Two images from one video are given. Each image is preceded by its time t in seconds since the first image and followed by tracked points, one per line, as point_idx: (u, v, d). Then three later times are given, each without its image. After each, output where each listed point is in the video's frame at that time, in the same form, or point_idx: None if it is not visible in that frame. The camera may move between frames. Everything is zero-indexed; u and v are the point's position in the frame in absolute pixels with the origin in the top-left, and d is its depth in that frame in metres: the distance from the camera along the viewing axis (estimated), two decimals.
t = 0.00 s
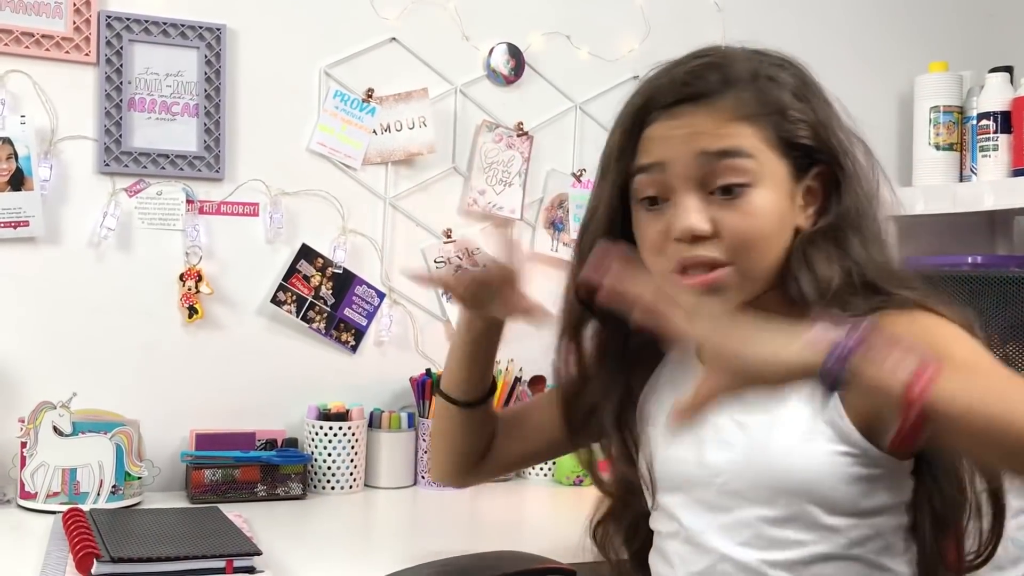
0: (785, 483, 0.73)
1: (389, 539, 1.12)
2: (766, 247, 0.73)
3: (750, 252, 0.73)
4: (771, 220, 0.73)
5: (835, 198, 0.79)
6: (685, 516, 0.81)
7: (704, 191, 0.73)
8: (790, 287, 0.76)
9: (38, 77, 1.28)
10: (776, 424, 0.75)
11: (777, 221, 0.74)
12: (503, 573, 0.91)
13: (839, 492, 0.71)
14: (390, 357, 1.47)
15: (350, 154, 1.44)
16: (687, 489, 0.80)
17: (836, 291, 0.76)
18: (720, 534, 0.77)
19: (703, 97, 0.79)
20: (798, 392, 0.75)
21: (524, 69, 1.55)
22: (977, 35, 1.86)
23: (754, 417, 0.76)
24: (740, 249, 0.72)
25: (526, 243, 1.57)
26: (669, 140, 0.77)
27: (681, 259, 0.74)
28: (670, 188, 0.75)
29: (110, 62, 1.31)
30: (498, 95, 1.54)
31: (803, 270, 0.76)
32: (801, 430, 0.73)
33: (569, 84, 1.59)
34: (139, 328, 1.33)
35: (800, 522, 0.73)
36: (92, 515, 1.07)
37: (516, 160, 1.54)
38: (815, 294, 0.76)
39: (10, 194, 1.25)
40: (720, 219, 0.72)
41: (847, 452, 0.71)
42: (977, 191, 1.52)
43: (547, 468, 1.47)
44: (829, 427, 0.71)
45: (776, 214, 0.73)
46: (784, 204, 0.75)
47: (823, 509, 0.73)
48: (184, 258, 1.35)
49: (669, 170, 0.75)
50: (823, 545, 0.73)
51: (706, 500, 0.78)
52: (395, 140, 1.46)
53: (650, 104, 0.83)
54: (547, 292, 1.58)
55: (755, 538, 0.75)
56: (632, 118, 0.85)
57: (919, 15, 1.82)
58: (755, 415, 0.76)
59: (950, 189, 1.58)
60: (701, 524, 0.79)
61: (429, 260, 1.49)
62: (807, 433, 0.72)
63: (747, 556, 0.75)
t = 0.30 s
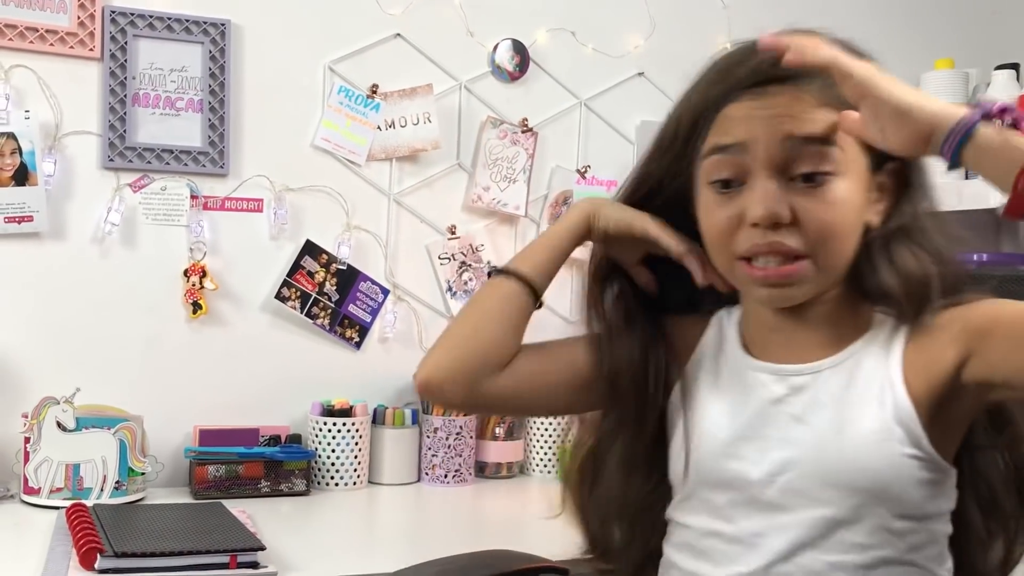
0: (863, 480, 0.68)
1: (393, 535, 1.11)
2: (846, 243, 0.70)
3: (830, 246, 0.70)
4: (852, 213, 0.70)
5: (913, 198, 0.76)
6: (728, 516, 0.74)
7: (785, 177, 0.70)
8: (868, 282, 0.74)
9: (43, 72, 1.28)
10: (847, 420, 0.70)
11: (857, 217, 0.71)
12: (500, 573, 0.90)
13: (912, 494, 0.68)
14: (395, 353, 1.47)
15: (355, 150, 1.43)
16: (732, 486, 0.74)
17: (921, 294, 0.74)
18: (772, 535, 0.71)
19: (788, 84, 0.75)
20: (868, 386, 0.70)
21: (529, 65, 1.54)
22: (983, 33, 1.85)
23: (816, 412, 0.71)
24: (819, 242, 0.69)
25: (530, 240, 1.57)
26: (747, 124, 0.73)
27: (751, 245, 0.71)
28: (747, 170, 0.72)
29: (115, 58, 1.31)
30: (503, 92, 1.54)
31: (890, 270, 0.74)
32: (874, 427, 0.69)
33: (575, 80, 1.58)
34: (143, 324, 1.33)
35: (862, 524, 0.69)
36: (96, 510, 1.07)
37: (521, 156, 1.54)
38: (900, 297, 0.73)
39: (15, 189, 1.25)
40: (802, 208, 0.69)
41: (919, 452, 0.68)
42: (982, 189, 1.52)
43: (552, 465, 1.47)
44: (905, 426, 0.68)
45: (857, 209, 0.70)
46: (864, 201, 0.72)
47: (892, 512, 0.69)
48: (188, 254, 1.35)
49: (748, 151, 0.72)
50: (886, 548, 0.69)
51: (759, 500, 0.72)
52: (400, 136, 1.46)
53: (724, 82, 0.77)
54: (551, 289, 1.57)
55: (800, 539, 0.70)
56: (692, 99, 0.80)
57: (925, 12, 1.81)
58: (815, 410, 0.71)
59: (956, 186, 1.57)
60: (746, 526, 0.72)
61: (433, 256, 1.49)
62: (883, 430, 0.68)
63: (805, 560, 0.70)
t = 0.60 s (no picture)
0: (901, 486, 0.67)
1: (396, 530, 1.11)
2: (891, 244, 0.66)
3: (870, 246, 0.66)
4: (896, 212, 0.66)
5: (970, 197, 0.71)
6: (756, 510, 0.72)
7: (823, 179, 0.67)
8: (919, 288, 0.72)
9: (46, 66, 1.28)
10: (888, 424, 0.68)
11: (904, 218, 0.67)
12: (496, 572, 0.88)
13: (943, 501, 0.67)
14: (398, 349, 1.47)
15: (358, 145, 1.43)
16: (762, 482, 0.71)
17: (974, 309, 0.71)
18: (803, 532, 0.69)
19: (834, 80, 0.69)
20: (906, 393, 0.69)
21: (532, 60, 1.54)
22: (987, 29, 1.85)
23: (856, 412, 0.69)
24: (859, 244, 0.66)
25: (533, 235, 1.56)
26: (789, 126, 0.69)
27: (795, 250, 0.68)
28: (788, 172, 0.69)
29: (119, 53, 1.31)
30: (507, 87, 1.54)
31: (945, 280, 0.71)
32: (915, 434, 0.67)
33: (578, 75, 1.58)
34: (147, 319, 1.33)
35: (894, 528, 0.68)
36: (100, 504, 1.07)
37: (524, 151, 1.54)
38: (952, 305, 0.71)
39: (19, 183, 1.25)
40: (841, 211, 0.66)
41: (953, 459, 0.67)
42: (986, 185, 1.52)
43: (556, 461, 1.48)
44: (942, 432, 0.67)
45: (903, 209, 0.66)
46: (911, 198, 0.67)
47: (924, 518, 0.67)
48: (192, 249, 1.35)
49: (790, 154, 0.68)
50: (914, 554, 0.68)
51: (789, 496, 0.70)
52: (403, 132, 1.46)
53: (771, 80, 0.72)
54: (555, 284, 1.58)
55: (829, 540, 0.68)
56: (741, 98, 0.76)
57: (929, 8, 1.81)
58: (852, 410, 0.70)
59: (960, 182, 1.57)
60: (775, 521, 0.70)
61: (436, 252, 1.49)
62: (921, 436, 0.67)
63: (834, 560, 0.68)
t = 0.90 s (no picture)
0: (877, 497, 0.74)
1: (395, 527, 1.12)
2: (834, 226, 0.72)
3: (810, 224, 0.71)
4: (834, 183, 0.71)
5: (925, 171, 0.77)
6: (737, 515, 0.80)
7: (760, 162, 0.73)
8: (886, 271, 0.78)
9: (46, 64, 1.28)
10: (871, 436, 0.75)
11: (844, 194, 0.72)
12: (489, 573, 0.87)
13: (914, 507, 0.74)
14: (397, 346, 1.47)
15: (358, 143, 1.43)
16: (747, 490, 0.80)
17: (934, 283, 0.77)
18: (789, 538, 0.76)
19: (771, 70, 0.77)
20: (883, 403, 0.75)
21: (532, 58, 1.54)
22: (988, 26, 1.85)
23: (836, 422, 0.76)
24: (797, 221, 0.71)
25: (533, 233, 1.56)
26: (726, 114, 0.76)
27: (740, 233, 0.73)
28: (728, 161, 0.75)
29: (118, 51, 1.31)
30: (506, 85, 1.54)
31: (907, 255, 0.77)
32: (895, 445, 0.74)
33: (578, 73, 1.58)
34: (148, 317, 1.33)
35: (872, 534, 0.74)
36: (100, 502, 1.07)
37: (524, 150, 1.54)
38: (918, 284, 0.77)
39: (19, 181, 1.25)
40: (775, 189, 0.71)
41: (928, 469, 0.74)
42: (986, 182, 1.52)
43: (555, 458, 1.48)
44: (919, 443, 0.74)
45: (841, 184, 0.71)
46: (852, 173, 0.73)
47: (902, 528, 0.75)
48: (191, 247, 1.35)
49: (727, 143, 0.75)
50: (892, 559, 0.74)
51: (772, 505, 0.78)
52: (402, 129, 1.46)
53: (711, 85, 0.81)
54: (554, 281, 1.58)
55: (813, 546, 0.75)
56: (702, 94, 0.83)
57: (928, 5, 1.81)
58: (834, 420, 0.77)
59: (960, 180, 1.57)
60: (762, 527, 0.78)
61: (435, 249, 1.49)
62: (900, 447, 0.74)
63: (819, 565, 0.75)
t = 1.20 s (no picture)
0: (853, 483, 0.72)
1: (394, 528, 1.12)
2: (835, 230, 0.73)
3: (821, 231, 0.72)
4: (837, 190, 0.73)
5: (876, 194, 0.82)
6: (710, 512, 0.78)
7: (770, 161, 0.73)
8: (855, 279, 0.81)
9: (45, 65, 1.28)
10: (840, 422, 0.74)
11: (842, 199, 0.74)
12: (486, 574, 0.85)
13: (895, 492, 0.73)
14: (397, 347, 1.47)
15: (357, 144, 1.43)
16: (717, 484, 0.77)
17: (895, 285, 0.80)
18: (764, 532, 0.75)
19: (769, 62, 0.77)
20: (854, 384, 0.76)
21: (531, 58, 1.54)
22: (987, 26, 1.85)
23: (803, 410, 0.75)
24: (810, 227, 0.72)
25: (532, 233, 1.56)
26: (733, 107, 0.75)
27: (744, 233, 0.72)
28: (731, 156, 0.74)
29: (117, 51, 1.31)
30: (505, 86, 1.54)
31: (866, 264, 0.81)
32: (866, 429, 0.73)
33: (577, 74, 1.58)
34: (147, 318, 1.33)
35: (850, 522, 0.73)
36: (100, 503, 1.07)
37: (523, 150, 1.54)
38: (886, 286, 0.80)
39: (18, 182, 1.25)
40: (797, 192, 0.71)
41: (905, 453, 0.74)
42: (985, 182, 1.52)
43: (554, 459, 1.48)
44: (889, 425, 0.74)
45: (841, 191, 0.74)
46: (845, 179, 0.75)
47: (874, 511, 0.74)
48: (191, 248, 1.35)
49: (734, 138, 0.74)
50: (875, 545, 0.74)
51: (746, 496, 0.76)
52: (401, 130, 1.46)
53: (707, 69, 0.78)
54: (553, 281, 1.58)
55: (792, 541, 0.74)
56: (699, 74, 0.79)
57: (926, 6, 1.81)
58: (802, 407, 0.75)
59: (959, 180, 1.57)
60: (734, 521, 0.76)
61: (434, 250, 1.49)
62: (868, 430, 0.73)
63: (797, 556, 0.74)
